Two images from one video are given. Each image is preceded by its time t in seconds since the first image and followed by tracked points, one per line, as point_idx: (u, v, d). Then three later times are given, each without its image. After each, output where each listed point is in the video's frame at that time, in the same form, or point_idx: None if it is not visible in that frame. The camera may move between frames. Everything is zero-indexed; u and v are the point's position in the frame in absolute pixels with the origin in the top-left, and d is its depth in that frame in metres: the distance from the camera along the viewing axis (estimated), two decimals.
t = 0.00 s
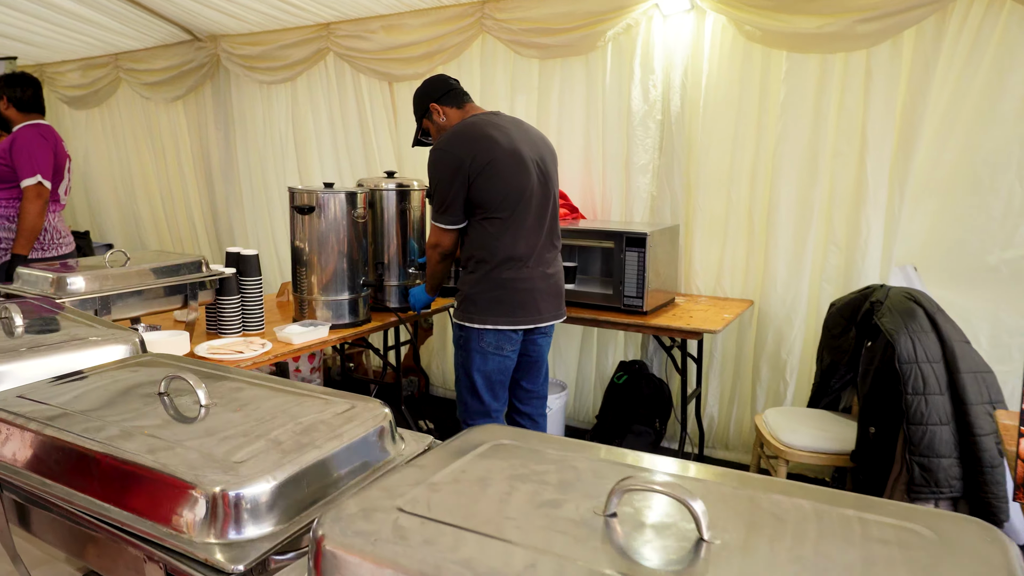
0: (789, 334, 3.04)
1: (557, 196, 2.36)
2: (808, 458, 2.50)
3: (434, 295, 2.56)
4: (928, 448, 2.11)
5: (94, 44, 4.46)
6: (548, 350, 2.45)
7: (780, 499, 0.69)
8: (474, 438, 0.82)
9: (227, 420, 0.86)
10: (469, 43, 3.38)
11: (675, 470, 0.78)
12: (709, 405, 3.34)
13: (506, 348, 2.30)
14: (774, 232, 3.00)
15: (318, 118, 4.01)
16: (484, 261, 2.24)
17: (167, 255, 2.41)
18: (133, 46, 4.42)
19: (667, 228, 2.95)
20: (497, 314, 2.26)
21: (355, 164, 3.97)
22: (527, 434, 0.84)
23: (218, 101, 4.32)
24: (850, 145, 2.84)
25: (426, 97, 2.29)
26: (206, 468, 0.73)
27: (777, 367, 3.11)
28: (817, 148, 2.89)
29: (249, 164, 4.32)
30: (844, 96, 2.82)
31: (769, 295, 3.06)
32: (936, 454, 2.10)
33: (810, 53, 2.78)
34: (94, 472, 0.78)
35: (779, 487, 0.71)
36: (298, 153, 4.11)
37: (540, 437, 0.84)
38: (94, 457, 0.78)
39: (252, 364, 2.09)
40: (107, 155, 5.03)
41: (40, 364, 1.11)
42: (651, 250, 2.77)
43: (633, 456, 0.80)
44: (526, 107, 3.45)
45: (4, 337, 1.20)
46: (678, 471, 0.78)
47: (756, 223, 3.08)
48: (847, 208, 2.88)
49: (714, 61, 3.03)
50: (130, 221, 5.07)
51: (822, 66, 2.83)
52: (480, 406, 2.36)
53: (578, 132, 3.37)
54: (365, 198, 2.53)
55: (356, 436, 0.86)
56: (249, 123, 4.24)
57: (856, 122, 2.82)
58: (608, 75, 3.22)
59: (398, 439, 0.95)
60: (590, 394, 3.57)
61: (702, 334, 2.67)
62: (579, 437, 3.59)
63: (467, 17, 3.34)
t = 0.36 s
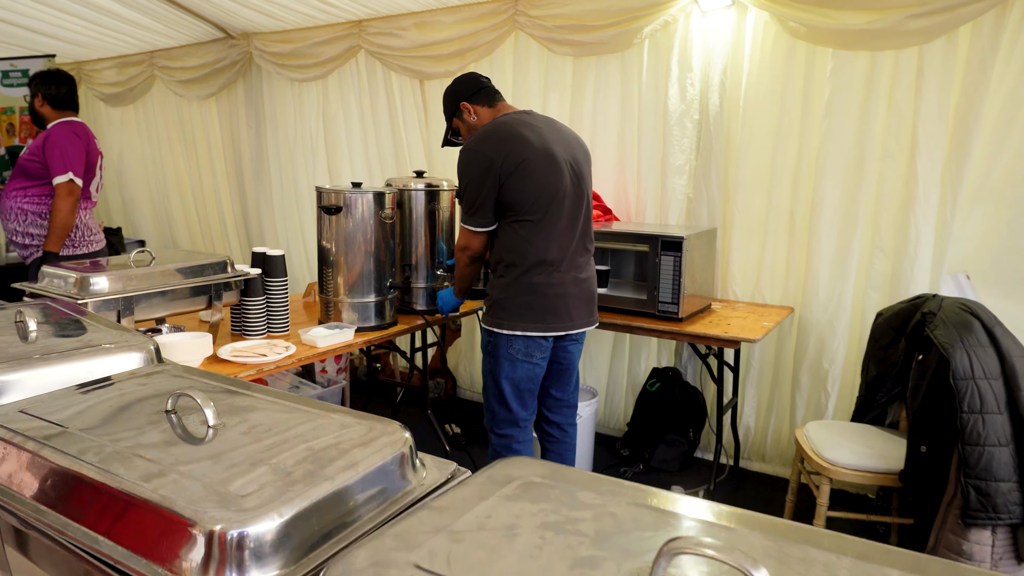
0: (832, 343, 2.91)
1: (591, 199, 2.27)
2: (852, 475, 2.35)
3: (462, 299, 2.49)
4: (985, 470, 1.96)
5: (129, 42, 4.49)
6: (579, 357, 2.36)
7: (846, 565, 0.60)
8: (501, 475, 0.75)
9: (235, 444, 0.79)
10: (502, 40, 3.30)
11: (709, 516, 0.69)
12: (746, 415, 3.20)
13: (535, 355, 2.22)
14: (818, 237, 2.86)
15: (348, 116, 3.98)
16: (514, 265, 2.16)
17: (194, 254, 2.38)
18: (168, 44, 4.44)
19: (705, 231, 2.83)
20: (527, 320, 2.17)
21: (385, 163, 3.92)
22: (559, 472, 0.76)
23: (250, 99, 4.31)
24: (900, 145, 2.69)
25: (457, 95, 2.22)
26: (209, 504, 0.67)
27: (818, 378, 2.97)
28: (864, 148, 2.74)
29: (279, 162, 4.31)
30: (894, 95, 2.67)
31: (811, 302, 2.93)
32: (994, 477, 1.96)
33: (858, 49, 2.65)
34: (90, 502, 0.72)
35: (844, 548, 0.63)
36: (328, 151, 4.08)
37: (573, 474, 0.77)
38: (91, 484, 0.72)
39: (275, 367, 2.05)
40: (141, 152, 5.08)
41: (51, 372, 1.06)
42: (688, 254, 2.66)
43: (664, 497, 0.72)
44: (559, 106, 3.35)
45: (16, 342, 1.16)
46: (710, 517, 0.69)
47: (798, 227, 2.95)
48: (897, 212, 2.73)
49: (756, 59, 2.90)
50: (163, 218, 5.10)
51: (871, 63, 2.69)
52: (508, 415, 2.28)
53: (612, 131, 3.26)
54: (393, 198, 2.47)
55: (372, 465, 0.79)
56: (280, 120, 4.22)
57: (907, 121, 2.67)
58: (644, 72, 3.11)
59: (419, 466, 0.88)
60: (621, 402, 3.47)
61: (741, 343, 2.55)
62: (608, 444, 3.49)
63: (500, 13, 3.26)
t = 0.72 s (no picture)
0: (877, 357, 2.76)
1: (625, 204, 2.18)
2: (900, 499, 2.22)
3: (490, 306, 2.42)
4: None
5: (165, 44, 4.53)
6: (610, 368, 2.27)
7: None
8: (519, 518, 0.69)
9: (235, 470, 0.73)
10: (535, 41, 3.22)
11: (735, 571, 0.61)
12: (784, 430, 3.06)
13: (565, 365, 2.14)
14: (863, 245, 2.72)
15: (379, 117, 3.94)
16: (543, 272, 2.08)
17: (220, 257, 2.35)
18: (203, 46, 4.47)
19: (744, 238, 2.72)
20: (557, 329, 2.10)
21: (415, 165, 3.88)
22: (585, 516, 0.70)
23: (282, 100, 4.31)
24: (954, 150, 2.55)
25: (488, 96, 2.15)
26: (198, 542, 0.61)
27: (862, 392, 2.83)
28: (915, 152, 2.60)
29: (310, 163, 4.30)
30: (948, 97, 2.53)
31: (855, 313, 2.79)
32: None
33: (909, 49, 2.51)
34: (77, 534, 0.67)
35: None
36: (358, 153, 4.06)
37: (602, 518, 0.71)
38: (78, 515, 0.67)
39: (298, 374, 2.01)
40: (176, 153, 5.13)
41: (59, 383, 1.02)
42: (726, 262, 2.55)
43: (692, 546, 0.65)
44: (593, 108, 3.26)
45: (28, 350, 1.13)
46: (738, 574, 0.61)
47: (842, 235, 2.81)
48: (950, 220, 2.58)
49: (800, 59, 2.78)
50: (196, 218, 5.14)
51: (923, 63, 2.55)
52: (536, 426, 2.19)
53: (647, 133, 3.16)
54: (421, 202, 2.42)
55: (381, 499, 0.73)
56: (312, 122, 4.21)
57: (962, 124, 2.52)
58: (682, 73, 3.01)
59: (434, 498, 0.82)
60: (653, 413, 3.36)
61: (781, 356, 2.43)
62: (639, 456, 3.38)
63: (533, 13, 3.18)
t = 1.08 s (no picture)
0: (920, 367, 2.64)
1: (658, 207, 2.11)
2: (943, 517, 2.10)
3: (517, 311, 2.37)
4: None
5: (200, 46, 4.58)
6: (640, 375, 2.20)
7: None
8: (530, 547, 0.62)
9: (236, 484, 0.70)
10: (566, 40, 3.16)
11: None
12: (821, 440, 2.94)
13: (593, 372, 2.07)
14: (907, 251, 2.60)
15: (409, 118, 3.92)
16: (571, 276, 2.03)
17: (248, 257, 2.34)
18: (236, 48, 4.51)
19: (781, 243, 2.62)
20: (584, 335, 2.04)
21: (443, 166, 3.85)
22: (603, 547, 0.62)
23: (313, 101, 4.32)
24: (1007, 152, 2.41)
25: (517, 96, 2.10)
26: (189, 564, 0.57)
27: (903, 404, 2.71)
28: (963, 154, 2.47)
29: (340, 164, 4.30)
30: (1001, 95, 2.40)
31: (898, 321, 2.66)
32: None
33: (960, 46, 2.39)
34: (71, 552, 0.64)
35: None
36: (388, 153, 4.05)
37: (622, 547, 0.63)
38: (71, 530, 0.64)
39: (321, 378, 2.00)
40: (210, 154, 5.19)
41: (70, 387, 1.00)
42: (762, 267, 2.46)
43: None
44: (626, 108, 3.19)
45: (44, 351, 1.12)
46: None
47: (885, 240, 2.69)
48: (1002, 225, 2.45)
49: (842, 57, 2.67)
50: (228, 218, 5.20)
51: (975, 60, 2.42)
52: (563, 434, 2.13)
53: (682, 134, 3.07)
54: (448, 203, 2.38)
55: (387, 518, 0.68)
56: (342, 122, 4.22)
57: (1015, 125, 2.39)
58: (718, 73, 2.92)
59: (446, 516, 0.77)
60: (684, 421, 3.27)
61: (818, 365, 2.33)
62: (669, 465, 3.30)
63: (565, 12, 3.12)
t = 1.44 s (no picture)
0: (950, 367, 2.58)
1: (682, 205, 2.08)
2: (974, 521, 2.05)
3: (540, 311, 2.37)
4: None
5: (225, 47, 4.63)
6: (664, 376, 2.18)
7: None
8: (548, 556, 0.60)
9: (250, 490, 0.70)
10: (590, 38, 3.14)
11: None
12: (849, 441, 2.89)
13: (616, 373, 2.06)
14: (939, 250, 2.54)
15: (431, 117, 3.93)
16: (594, 276, 2.01)
17: (272, 258, 2.37)
18: (261, 48, 4.55)
19: (807, 242, 2.58)
20: (607, 335, 2.02)
21: (466, 165, 3.85)
22: (624, 556, 0.60)
23: (337, 101, 4.34)
24: None
25: (539, 95, 2.09)
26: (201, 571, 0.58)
27: (933, 405, 2.65)
28: (997, 150, 2.41)
29: (364, 164, 4.33)
30: None
31: (927, 322, 2.61)
32: None
33: (994, 39, 2.32)
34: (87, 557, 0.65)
35: None
36: (411, 153, 4.06)
37: (643, 558, 0.61)
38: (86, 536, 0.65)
39: (343, 378, 2.01)
40: (236, 154, 5.26)
41: (89, 389, 1.02)
42: (788, 267, 2.42)
43: None
44: (651, 106, 3.16)
45: (65, 353, 1.14)
46: None
47: (915, 238, 2.63)
48: None
49: (872, 52, 2.61)
50: (253, 217, 5.27)
51: (1011, 54, 2.35)
52: (586, 435, 2.12)
53: (707, 131, 3.03)
54: (470, 203, 2.38)
55: (402, 525, 0.68)
56: (366, 122, 4.24)
57: None
58: (745, 69, 2.87)
59: (464, 522, 0.77)
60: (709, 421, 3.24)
61: (845, 366, 2.29)
62: (693, 465, 3.27)
63: (589, 10, 3.09)
